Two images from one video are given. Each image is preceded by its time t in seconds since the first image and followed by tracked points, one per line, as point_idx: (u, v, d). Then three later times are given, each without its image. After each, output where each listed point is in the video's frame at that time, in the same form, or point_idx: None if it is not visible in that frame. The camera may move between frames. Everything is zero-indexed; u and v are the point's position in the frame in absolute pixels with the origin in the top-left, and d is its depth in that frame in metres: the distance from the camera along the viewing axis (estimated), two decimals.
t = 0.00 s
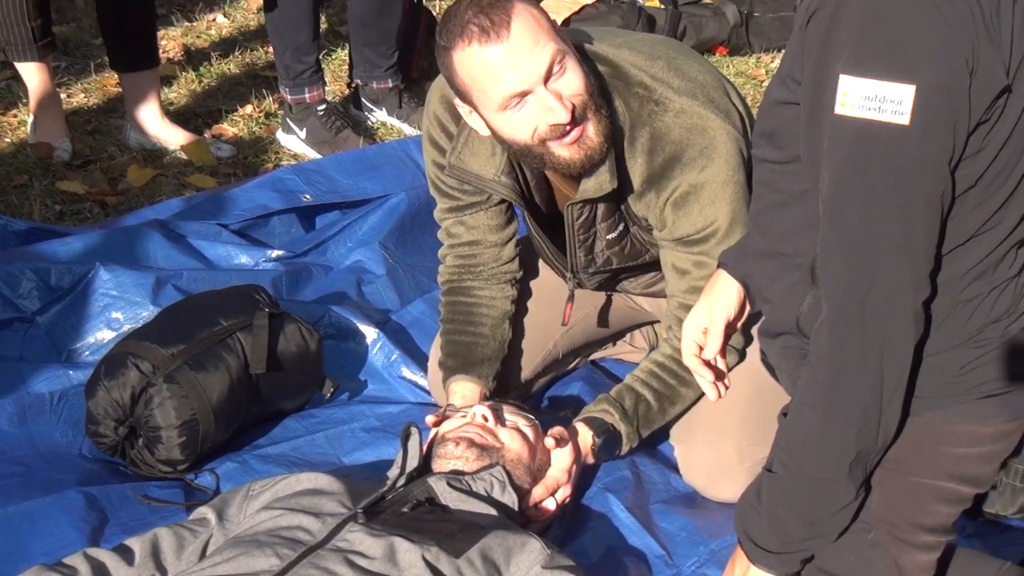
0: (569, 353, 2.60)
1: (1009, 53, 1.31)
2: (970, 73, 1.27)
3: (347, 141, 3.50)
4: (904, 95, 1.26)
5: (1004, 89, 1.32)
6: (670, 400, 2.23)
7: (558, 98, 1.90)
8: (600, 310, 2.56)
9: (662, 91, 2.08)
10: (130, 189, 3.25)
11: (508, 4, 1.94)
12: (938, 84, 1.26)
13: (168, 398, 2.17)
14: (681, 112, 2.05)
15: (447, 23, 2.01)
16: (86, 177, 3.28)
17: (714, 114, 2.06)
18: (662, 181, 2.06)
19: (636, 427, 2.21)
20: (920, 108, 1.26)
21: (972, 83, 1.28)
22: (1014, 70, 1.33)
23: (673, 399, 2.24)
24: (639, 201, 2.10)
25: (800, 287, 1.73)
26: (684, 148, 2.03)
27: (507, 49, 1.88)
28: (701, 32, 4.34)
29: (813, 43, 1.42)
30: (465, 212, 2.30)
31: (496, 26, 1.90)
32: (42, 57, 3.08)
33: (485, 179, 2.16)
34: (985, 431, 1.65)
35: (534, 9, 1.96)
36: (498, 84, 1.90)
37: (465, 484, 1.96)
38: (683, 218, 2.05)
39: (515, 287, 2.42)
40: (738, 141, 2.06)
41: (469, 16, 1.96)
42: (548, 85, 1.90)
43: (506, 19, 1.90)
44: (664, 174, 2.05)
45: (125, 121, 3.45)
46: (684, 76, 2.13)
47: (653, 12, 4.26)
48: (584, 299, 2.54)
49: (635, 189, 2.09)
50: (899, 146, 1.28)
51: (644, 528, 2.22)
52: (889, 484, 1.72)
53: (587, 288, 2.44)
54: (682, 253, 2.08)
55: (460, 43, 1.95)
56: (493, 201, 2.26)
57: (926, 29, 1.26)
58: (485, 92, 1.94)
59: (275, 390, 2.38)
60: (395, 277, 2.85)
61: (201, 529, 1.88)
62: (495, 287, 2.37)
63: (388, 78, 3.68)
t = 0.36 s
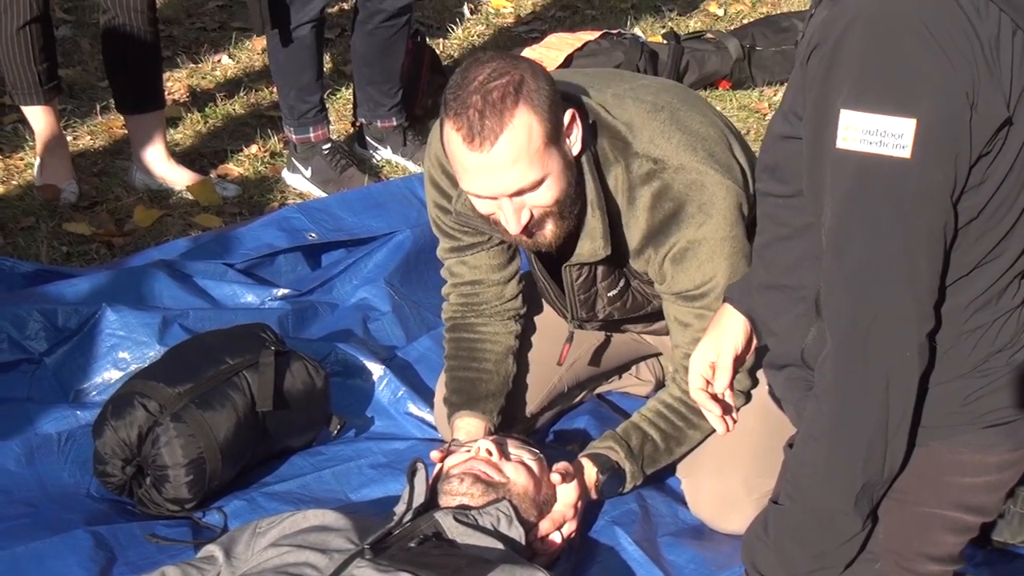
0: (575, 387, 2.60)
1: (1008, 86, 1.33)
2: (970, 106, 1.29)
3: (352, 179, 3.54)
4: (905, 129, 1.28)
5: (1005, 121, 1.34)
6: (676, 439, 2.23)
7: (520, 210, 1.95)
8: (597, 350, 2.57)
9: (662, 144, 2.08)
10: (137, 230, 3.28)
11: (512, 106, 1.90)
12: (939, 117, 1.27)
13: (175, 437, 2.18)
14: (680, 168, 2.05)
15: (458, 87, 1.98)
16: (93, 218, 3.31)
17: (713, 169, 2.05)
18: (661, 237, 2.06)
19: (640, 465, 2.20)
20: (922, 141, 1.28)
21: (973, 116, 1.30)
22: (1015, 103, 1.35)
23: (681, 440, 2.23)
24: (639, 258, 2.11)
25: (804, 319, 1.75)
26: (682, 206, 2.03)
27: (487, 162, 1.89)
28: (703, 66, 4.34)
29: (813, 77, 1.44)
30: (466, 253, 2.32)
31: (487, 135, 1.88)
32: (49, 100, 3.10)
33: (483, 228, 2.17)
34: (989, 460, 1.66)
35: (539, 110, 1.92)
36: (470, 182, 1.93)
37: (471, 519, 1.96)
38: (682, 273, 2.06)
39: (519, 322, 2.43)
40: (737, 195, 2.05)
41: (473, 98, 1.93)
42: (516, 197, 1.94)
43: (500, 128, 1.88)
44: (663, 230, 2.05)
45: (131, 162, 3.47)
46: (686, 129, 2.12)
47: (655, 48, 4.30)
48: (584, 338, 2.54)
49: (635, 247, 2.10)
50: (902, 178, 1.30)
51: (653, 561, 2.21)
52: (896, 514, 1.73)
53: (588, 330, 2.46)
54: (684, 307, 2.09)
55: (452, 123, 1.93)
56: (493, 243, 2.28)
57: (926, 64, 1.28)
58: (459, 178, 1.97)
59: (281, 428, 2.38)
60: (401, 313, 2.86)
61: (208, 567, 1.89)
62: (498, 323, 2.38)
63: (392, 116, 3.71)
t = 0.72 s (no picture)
0: (576, 401, 2.61)
1: (1000, 96, 1.34)
2: (962, 117, 1.30)
3: (352, 198, 3.56)
4: (898, 140, 1.29)
5: (998, 131, 1.35)
6: (678, 457, 2.23)
7: (503, 249, 1.98)
8: (597, 370, 2.57)
9: (656, 171, 2.09)
10: (137, 251, 3.29)
11: (495, 149, 1.91)
12: (931, 128, 1.29)
13: (176, 456, 2.18)
14: (674, 198, 2.06)
15: (445, 125, 2.00)
16: (94, 240, 3.33)
17: (708, 197, 2.06)
18: (656, 265, 2.06)
19: (642, 481, 2.21)
20: (915, 153, 1.29)
21: (965, 127, 1.31)
22: (1006, 114, 1.36)
23: (683, 455, 2.24)
24: (635, 286, 2.10)
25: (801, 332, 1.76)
26: (677, 234, 2.04)
27: (469, 204, 1.91)
28: (701, 80, 4.37)
29: (805, 90, 1.46)
30: (466, 274, 2.33)
31: (469, 178, 1.90)
32: (49, 124, 3.12)
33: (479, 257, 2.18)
34: (989, 469, 1.67)
35: (523, 152, 1.93)
36: (453, 221, 1.96)
37: (473, 535, 1.96)
38: (678, 301, 2.07)
39: (519, 339, 2.44)
40: (734, 222, 2.06)
41: (458, 139, 1.95)
42: (499, 237, 1.96)
43: (482, 172, 1.90)
44: (658, 259, 2.06)
45: (132, 184, 3.49)
46: (681, 156, 2.13)
47: (653, 63, 4.32)
48: (583, 357, 2.54)
49: (631, 274, 2.09)
50: (896, 190, 1.31)
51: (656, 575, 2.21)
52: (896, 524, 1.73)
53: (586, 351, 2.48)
54: (681, 331, 2.10)
55: (438, 162, 1.96)
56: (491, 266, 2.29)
57: (917, 77, 1.29)
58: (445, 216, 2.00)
59: (284, 446, 2.39)
60: (402, 331, 2.87)
61: None
62: (499, 340, 2.39)
63: (392, 134, 3.73)
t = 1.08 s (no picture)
0: (584, 407, 2.61)
1: (1002, 99, 1.34)
2: (964, 119, 1.30)
3: (360, 205, 3.58)
4: (900, 143, 1.29)
5: (1000, 134, 1.35)
6: (686, 461, 2.23)
7: (523, 245, 1.98)
8: (603, 375, 2.58)
9: (661, 175, 2.09)
10: (146, 259, 3.31)
11: (514, 145, 1.92)
12: (933, 132, 1.29)
13: (186, 463, 2.20)
14: (678, 200, 2.06)
15: (459, 125, 2.00)
16: (103, 248, 3.35)
17: (711, 199, 2.07)
18: (661, 267, 2.08)
19: (649, 486, 2.21)
20: (918, 156, 1.29)
21: (967, 130, 1.31)
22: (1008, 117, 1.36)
23: (691, 461, 2.24)
24: (640, 287, 2.12)
25: (805, 335, 1.76)
26: (681, 236, 2.05)
27: (490, 201, 1.92)
28: (708, 86, 4.38)
29: (807, 95, 1.46)
30: (471, 279, 2.34)
31: (490, 174, 1.91)
32: (57, 133, 3.14)
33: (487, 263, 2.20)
34: (995, 472, 1.67)
35: (540, 147, 1.94)
36: (471, 220, 1.97)
37: (481, 540, 1.97)
38: (683, 303, 2.07)
39: (527, 344, 2.44)
40: (737, 224, 2.07)
41: (476, 137, 1.95)
42: (519, 233, 1.97)
43: (502, 167, 1.90)
44: (663, 261, 2.07)
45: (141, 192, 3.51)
46: (685, 160, 2.14)
47: (660, 69, 4.32)
48: (591, 362, 2.55)
49: (635, 277, 2.11)
50: (898, 193, 1.31)
51: None
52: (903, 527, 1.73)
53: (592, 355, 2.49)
54: (687, 335, 2.10)
55: (455, 160, 1.96)
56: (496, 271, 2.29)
57: (918, 80, 1.29)
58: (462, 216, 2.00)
59: (293, 453, 2.40)
60: (410, 337, 2.88)
61: None
62: (506, 346, 2.40)
63: (399, 141, 3.75)
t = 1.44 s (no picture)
0: (605, 411, 2.61)
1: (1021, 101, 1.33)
2: (981, 122, 1.30)
3: (383, 210, 3.60)
4: (917, 147, 1.29)
5: (1018, 137, 1.34)
6: (707, 464, 2.23)
7: (540, 238, 1.99)
8: (624, 377, 2.57)
9: (675, 180, 2.09)
10: (170, 264, 3.34)
11: (544, 137, 1.93)
12: (950, 135, 1.28)
13: (209, 466, 2.21)
14: (693, 204, 2.06)
15: (489, 112, 2.01)
16: (127, 253, 3.37)
17: (726, 203, 2.06)
18: (676, 271, 2.07)
19: (671, 489, 2.20)
20: (935, 160, 1.29)
21: (985, 133, 1.31)
22: None
23: (711, 464, 2.23)
24: (655, 290, 2.12)
25: (824, 339, 1.75)
26: (695, 241, 2.04)
27: (515, 189, 1.92)
28: (730, 91, 4.37)
29: (825, 98, 1.46)
30: (492, 281, 2.35)
31: (517, 163, 1.91)
32: (82, 138, 3.17)
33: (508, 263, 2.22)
34: (1017, 475, 1.66)
35: (568, 142, 1.95)
36: (493, 206, 1.96)
37: (503, 543, 1.98)
38: (699, 307, 2.07)
39: (547, 347, 2.44)
40: (753, 228, 2.06)
41: (505, 125, 1.96)
42: (537, 225, 1.97)
43: (531, 158, 1.91)
44: (677, 265, 2.07)
45: (164, 197, 3.54)
46: (700, 164, 2.13)
47: (681, 75, 4.32)
48: (612, 364, 2.54)
49: (650, 279, 2.11)
50: (915, 196, 1.30)
51: None
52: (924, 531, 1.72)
53: (612, 357, 2.49)
54: (704, 339, 2.10)
55: (484, 146, 1.96)
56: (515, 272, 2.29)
57: (936, 83, 1.29)
58: (483, 203, 2.00)
59: (316, 456, 2.41)
60: (432, 341, 2.88)
61: None
62: (526, 349, 2.40)
63: (421, 147, 3.76)
